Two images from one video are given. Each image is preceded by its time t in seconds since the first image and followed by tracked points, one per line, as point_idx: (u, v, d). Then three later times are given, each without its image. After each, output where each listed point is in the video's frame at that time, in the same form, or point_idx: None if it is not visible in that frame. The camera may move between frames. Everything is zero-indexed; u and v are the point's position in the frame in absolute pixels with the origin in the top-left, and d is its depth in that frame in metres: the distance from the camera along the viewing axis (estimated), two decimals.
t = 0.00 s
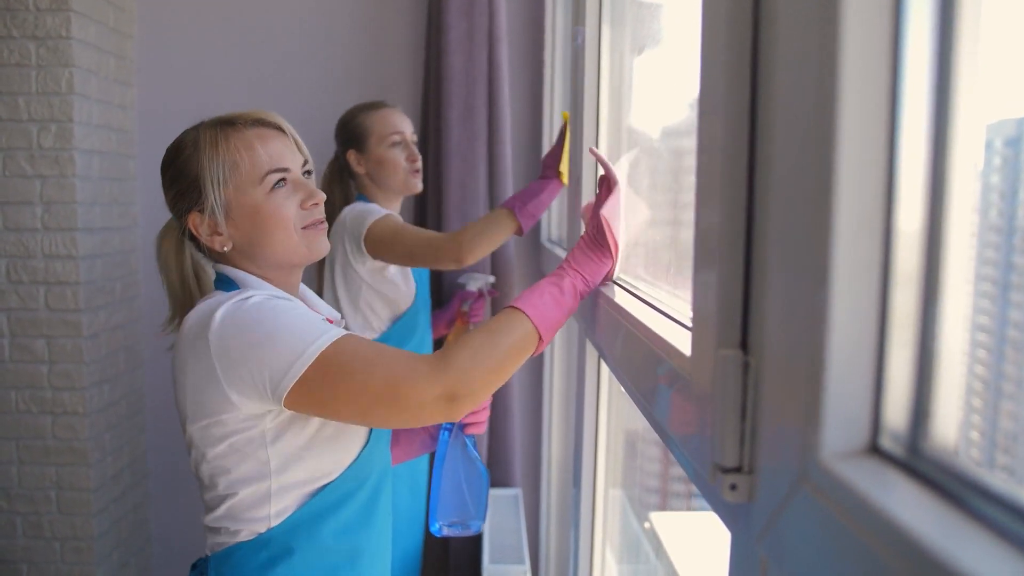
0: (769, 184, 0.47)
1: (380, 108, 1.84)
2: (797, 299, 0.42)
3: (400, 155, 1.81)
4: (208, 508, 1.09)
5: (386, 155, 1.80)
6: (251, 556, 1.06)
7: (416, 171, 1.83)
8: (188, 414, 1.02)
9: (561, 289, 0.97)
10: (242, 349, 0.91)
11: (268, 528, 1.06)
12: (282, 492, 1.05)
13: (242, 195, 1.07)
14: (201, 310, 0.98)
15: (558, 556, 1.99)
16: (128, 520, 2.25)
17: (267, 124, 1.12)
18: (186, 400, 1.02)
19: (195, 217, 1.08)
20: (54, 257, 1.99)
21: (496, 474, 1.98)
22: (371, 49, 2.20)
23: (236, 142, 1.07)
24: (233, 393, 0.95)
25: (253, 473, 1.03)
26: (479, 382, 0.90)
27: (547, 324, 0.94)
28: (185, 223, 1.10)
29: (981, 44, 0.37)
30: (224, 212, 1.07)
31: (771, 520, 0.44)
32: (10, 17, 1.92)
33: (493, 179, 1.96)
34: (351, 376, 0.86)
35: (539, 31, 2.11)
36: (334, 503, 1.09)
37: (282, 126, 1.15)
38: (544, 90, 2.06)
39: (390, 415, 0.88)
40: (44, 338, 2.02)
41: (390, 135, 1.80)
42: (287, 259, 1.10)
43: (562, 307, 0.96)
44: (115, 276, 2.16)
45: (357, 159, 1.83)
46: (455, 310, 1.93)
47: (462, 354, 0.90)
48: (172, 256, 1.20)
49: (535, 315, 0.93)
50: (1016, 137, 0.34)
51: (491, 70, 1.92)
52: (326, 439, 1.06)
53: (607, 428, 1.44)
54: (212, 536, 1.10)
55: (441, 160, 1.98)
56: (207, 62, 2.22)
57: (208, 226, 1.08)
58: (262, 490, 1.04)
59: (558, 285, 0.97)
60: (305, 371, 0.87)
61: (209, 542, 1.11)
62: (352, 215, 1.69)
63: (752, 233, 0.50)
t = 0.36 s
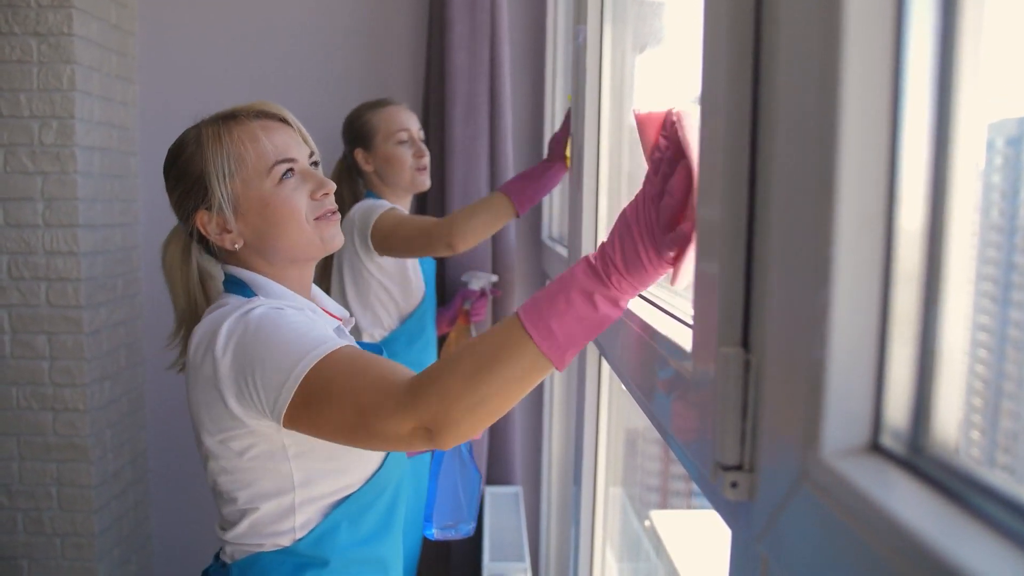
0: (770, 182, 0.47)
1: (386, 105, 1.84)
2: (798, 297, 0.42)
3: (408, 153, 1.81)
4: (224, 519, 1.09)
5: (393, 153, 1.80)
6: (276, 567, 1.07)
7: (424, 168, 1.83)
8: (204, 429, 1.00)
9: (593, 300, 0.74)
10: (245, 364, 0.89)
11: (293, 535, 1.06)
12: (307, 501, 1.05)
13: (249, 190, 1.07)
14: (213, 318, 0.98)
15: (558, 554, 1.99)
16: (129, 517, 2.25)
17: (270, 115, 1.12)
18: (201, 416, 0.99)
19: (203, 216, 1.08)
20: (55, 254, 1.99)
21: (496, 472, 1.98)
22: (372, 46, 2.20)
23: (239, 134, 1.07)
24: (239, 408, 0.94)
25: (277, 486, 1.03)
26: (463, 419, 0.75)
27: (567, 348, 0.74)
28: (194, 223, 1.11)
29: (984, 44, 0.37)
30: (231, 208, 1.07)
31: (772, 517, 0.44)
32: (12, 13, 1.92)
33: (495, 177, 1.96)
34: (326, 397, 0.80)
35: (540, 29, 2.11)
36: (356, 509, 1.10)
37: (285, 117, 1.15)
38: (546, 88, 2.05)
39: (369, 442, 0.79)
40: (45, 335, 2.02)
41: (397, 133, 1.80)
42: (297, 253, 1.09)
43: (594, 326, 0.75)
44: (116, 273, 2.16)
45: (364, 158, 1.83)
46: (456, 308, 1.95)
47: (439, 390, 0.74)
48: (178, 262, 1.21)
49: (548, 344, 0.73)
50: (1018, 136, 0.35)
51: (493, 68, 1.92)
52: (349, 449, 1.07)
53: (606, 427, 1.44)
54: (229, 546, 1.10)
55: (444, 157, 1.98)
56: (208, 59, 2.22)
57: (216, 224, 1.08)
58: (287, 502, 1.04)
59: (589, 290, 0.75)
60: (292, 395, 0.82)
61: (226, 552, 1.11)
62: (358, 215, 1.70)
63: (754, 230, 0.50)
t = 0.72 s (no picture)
0: (772, 181, 0.47)
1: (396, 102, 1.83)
2: (800, 295, 0.42)
3: (417, 151, 1.81)
4: (264, 513, 1.03)
5: (404, 151, 1.80)
6: (321, 563, 1.03)
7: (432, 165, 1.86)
8: (253, 414, 0.97)
9: (615, 91, 0.65)
10: (286, 318, 0.86)
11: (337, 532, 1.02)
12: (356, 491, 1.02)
13: (286, 172, 1.08)
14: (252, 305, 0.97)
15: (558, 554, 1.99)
16: (129, 516, 2.25)
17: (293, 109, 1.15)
18: (249, 398, 0.96)
19: (239, 200, 1.07)
20: (57, 252, 1.99)
21: (497, 471, 1.99)
22: (373, 45, 2.20)
23: (269, 121, 1.08)
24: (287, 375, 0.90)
25: (330, 469, 0.99)
26: (504, 241, 0.66)
27: (594, 148, 0.64)
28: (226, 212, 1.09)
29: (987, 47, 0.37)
30: (269, 192, 1.07)
31: (773, 518, 0.44)
32: (13, 11, 1.92)
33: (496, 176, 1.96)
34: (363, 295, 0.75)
35: (541, 29, 2.12)
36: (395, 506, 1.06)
37: (306, 111, 1.17)
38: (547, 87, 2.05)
39: (427, 313, 0.71)
40: (46, 333, 2.02)
41: (408, 131, 1.80)
42: (335, 234, 1.10)
43: (623, 120, 0.65)
44: (117, 272, 2.16)
45: (373, 154, 1.83)
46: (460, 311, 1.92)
47: (456, 229, 0.67)
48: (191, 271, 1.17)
49: (572, 146, 0.64)
50: (1020, 136, 0.35)
51: (495, 67, 1.92)
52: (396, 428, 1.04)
53: (607, 426, 1.45)
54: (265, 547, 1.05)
55: (445, 156, 1.98)
56: (209, 58, 2.22)
57: (252, 209, 1.07)
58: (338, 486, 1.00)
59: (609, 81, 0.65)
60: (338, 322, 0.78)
61: (262, 554, 1.05)
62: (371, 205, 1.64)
63: (755, 230, 0.50)
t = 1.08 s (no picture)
0: (773, 182, 0.47)
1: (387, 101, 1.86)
2: (801, 296, 0.42)
3: (412, 142, 1.81)
4: (269, 506, 1.04)
5: (399, 143, 1.80)
6: (326, 561, 1.02)
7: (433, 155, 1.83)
8: (265, 404, 0.98)
9: (593, 68, 0.82)
10: (313, 298, 0.89)
11: (345, 527, 1.02)
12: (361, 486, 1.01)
13: (327, 165, 1.10)
14: (271, 293, 0.99)
15: (558, 554, 1.99)
16: (129, 515, 2.25)
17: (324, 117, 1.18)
18: (263, 388, 0.98)
19: (280, 184, 1.07)
20: (57, 252, 2.00)
21: (497, 471, 1.99)
22: (374, 45, 2.20)
23: (309, 118, 1.12)
24: (314, 355, 0.92)
25: (333, 463, 0.99)
26: (545, 186, 0.78)
27: (589, 109, 0.81)
28: (260, 197, 1.07)
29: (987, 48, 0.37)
30: (313, 180, 1.08)
31: (774, 518, 0.44)
32: (14, 11, 1.92)
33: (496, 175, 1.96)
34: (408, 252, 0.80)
35: (542, 29, 2.12)
36: (404, 504, 1.06)
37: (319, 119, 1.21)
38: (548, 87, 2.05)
39: (481, 263, 0.78)
40: (46, 332, 2.02)
41: (399, 124, 1.81)
42: (364, 231, 1.12)
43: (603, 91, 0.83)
44: (118, 271, 2.16)
45: (370, 155, 1.83)
46: (461, 312, 1.95)
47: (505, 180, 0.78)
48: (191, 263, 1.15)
49: (577, 110, 0.81)
50: (1020, 136, 0.35)
51: (496, 66, 1.92)
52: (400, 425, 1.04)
53: (606, 427, 1.45)
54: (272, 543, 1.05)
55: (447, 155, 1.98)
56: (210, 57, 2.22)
57: (292, 194, 1.07)
58: (341, 481, 1.00)
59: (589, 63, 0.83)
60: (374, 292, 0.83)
61: (269, 550, 1.05)
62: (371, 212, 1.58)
63: (756, 231, 0.50)
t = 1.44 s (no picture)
0: (774, 182, 0.47)
1: (385, 101, 1.85)
2: (802, 295, 0.42)
3: (410, 142, 1.81)
4: (278, 505, 1.06)
5: (397, 143, 1.80)
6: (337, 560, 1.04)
7: (431, 151, 1.81)
8: (267, 405, 1.00)
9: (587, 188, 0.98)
10: (310, 297, 0.92)
11: (355, 526, 1.04)
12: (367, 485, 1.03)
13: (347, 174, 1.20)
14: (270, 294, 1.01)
15: (558, 553, 1.99)
16: (129, 514, 2.26)
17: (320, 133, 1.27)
18: (264, 387, 1.00)
19: (319, 183, 1.13)
20: (57, 250, 2.00)
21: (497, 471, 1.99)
22: (374, 45, 2.20)
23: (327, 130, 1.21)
24: (308, 354, 0.95)
25: (335, 459, 1.01)
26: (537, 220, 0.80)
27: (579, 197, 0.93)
28: (299, 193, 1.12)
29: (987, 47, 0.37)
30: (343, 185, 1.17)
31: (773, 518, 0.44)
32: (15, 10, 1.92)
33: (497, 175, 1.96)
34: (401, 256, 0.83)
35: (543, 29, 2.12)
36: (412, 503, 1.08)
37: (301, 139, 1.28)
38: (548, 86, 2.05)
39: (457, 265, 0.78)
40: (47, 331, 2.02)
41: (397, 125, 1.81)
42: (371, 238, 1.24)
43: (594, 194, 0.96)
44: (118, 270, 2.16)
45: (369, 158, 1.84)
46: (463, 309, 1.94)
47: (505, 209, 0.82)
48: (204, 249, 1.07)
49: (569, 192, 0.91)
50: (1021, 136, 0.35)
51: (497, 66, 1.92)
52: (401, 421, 1.06)
53: (606, 426, 1.45)
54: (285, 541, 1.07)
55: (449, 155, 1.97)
56: (211, 56, 2.22)
57: (328, 194, 1.15)
58: (344, 477, 1.02)
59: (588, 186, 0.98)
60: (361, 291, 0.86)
61: (282, 549, 1.08)
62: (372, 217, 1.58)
63: (756, 231, 0.50)
